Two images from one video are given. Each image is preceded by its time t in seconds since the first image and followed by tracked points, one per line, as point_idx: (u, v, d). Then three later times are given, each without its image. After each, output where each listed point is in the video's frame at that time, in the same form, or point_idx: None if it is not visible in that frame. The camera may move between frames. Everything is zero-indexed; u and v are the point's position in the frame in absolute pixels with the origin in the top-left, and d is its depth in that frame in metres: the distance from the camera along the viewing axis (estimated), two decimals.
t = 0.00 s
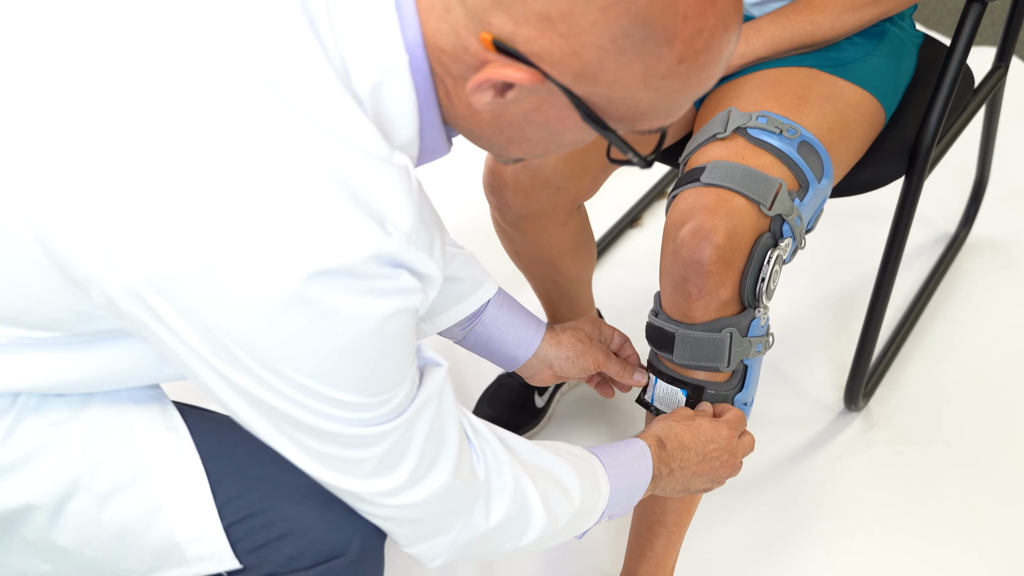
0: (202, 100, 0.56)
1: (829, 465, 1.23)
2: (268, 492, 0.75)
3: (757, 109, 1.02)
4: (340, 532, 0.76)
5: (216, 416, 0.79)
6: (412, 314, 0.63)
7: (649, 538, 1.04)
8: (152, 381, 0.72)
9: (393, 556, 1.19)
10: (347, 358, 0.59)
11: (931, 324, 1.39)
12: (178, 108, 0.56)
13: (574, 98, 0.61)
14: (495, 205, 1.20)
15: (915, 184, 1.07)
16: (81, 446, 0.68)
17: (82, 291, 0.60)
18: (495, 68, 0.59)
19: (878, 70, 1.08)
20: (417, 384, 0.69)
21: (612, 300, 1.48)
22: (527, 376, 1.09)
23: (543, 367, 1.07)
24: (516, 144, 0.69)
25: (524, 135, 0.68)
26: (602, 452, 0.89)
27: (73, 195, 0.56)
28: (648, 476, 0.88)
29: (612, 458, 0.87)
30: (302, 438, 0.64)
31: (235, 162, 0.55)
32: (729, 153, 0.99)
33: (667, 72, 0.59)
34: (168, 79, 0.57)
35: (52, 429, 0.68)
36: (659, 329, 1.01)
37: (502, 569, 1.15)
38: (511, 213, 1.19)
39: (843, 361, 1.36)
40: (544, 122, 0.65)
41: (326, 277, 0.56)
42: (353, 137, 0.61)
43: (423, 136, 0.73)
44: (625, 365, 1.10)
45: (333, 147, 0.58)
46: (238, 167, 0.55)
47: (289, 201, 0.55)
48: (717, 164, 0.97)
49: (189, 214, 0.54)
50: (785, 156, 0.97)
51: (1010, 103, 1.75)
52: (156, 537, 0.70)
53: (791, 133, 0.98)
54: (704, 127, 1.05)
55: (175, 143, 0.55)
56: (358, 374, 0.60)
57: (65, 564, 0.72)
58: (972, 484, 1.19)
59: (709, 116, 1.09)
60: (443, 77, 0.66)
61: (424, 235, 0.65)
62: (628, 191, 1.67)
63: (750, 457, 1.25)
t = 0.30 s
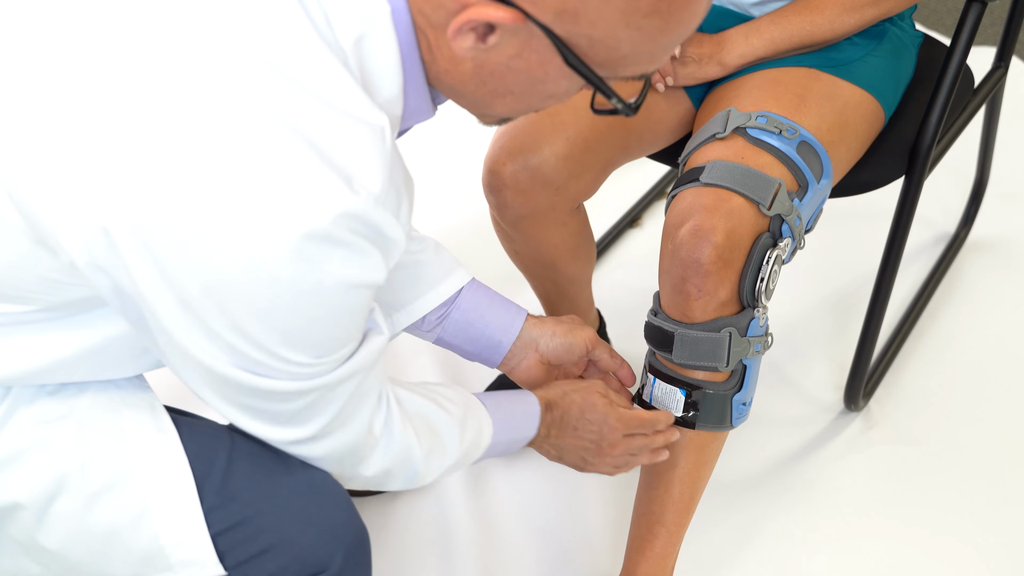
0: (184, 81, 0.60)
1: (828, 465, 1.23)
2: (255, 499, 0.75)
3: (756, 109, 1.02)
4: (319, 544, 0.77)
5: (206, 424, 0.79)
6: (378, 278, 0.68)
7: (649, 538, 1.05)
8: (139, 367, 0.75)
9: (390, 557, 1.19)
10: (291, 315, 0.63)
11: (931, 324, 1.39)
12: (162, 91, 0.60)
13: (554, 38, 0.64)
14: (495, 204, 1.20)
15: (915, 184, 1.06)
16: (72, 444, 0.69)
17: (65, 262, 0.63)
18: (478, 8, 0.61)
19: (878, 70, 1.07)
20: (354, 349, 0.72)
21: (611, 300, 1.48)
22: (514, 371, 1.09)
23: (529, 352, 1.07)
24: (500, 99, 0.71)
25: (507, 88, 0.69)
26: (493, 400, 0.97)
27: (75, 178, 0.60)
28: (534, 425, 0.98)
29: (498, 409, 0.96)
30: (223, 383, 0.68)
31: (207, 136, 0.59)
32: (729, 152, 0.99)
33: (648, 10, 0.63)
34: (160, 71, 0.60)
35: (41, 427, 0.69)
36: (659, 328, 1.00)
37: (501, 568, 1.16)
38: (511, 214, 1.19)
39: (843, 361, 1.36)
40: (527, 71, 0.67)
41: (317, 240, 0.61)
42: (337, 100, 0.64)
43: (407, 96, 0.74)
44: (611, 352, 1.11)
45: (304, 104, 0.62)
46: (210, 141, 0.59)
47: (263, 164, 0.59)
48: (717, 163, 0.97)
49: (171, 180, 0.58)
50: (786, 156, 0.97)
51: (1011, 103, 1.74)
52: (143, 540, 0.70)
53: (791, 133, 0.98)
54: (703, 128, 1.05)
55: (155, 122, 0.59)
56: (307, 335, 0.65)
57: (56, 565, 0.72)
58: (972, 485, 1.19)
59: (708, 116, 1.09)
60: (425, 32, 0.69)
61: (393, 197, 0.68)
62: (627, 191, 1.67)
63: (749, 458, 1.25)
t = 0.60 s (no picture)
0: (182, 62, 0.60)
1: (828, 466, 1.23)
2: (262, 487, 0.75)
3: (756, 109, 1.02)
4: (326, 533, 0.76)
5: (213, 415, 0.79)
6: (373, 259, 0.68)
7: (649, 538, 1.04)
8: (140, 354, 0.74)
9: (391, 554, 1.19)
10: (288, 295, 0.63)
11: (931, 324, 1.39)
12: (162, 70, 0.60)
13: (539, 5, 0.63)
14: (495, 204, 1.20)
15: (915, 184, 1.06)
16: (77, 435, 0.69)
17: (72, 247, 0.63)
18: None
19: (878, 70, 1.07)
20: (350, 331, 0.72)
21: (611, 300, 1.48)
22: (517, 340, 1.09)
23: (533, 319, 1.08)
24: (487, 70, 0.70)
25: (493, 58, 0.68)
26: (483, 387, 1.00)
27: (80, 162, 0.60)
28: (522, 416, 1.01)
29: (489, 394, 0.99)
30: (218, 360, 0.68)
31: (205, 116, 0.59)
32: (729, 153, 0.99)
33: None
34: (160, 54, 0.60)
35: (47, 418, 0.69)
36: (659, 328, 1.00)
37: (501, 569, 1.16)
38: (511, 212, 1.19)
39: (843, 361, 1.36)
40: (512, 40, 0.66)
41: (314, 218, 0.61)
42: (326, 75, 0.64)
43: (399, 72, 0.74)
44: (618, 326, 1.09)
45: (300, 83, 0.62)
46: (208, 121, 0.59)
47: (259, 143, 0.59)
48: (717, 164, 0.97)
49: (170, 159, 0.58)
50: (785, 156, 0.97)
51: (1010, 103, 1.74)
52: (149, 529, 0.69)
53: (791, 133, 0.98)
54: (703, 127, 1.05)
55: (156, 101, 0.59)
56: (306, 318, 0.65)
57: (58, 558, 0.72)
58: (972, 485, 1.19)
59: (709, 116, 1.09)
60: (414, 7, 0.69)
61: (385, 174, 0.67)
62: (628, 191, 1.67)
63: (749, 458, 1.25)
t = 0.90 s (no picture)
0: (201, 66, 0.60)
1: (830, 465, 1.23)
2: (273, 485, 0.74)
3: (760, 109, 1.02)
4: (337, 530, 0.75)
5: (221, 413, 0.79)
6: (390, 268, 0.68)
7: (651, 538, 1.04)
8: (151, 359, 0.74)
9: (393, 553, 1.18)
10: (311, 302, 0.63)
11: (931, 324, 1.39)
12: (179, 74, 0.60)
13: (560, 11, 0.63)
14: (496, 206, 1.20)
15: (915, 184, 1.06)
16: (87, 437, 0.68)
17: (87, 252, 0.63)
18: None
19: (878, 70, 1.08)
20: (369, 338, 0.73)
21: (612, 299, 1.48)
22: (538, 338, 1.08)
23: (552, 313, 1.08)
24: (504, 77, 0.70)
25: (511, 65, 0.68)
26: (504, 392, 0.99)
27: (94, 169, 0.59)
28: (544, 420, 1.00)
29: (511, 398, 0.98)
30: (241, 370, 0.68)
31: (224, 121, 0.58)
32: (734, 153, 0.99)
33: None
34: (175, 57, 0.60)
35: (56, 421, 0.69)
36: (665, 330, 0.99)
37: (502, 569, 1.15)
38: (514, 214, 1.19)
39: (842, 361, 1.36)
40: (530, 46, 0.66)
41: (336, 226, 0.61)
42: (346, 82, 0.64)
43: (413, 82, 0.74)
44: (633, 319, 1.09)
45: (320, 91, 0.62)
46: (227, 125, 0.58)
47: (280, 150, 0.59)
48: (722, 164, 0.97)
49: (187, 165, 0.58)
50: (789, 156, 0.97)
51: (1010, 103, 1.75)
52: (160, 529, 0.68)
53: (795, 133, 0.98)
54: (707, 128, 1.05)
55: (174, 105, 0.59)
56: (328, 324, 0.65)
57: (66, 560, 0.71)
58: (971, 484, 1.19)
59: (710, 116, 1.09)
60: (432, 13, 0.68)
61: (405, 181, 0.68)
62: (628, 191, 1.68)
63: (750, 458, 1.25)
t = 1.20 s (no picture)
0: (202, 71, 0.59)
1: (831, 465, 1.23)
2: (274, 485, 0.74)
3: (761, 109, 1.02)
4: (338, 531, 0.75)
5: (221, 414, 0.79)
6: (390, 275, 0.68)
7: (652, 538, 1.03)
8: (153, 362, 0.74)
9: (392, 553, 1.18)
10: (313, 305, 0.62)
11: (931, 324, 1.39)
12: (185, 78, 0.59)
13: (563, 16, 0.63)
14: (498, 206, 1.20)
15: (915, 185, 1.06)
16: (87, 439, 0.68)
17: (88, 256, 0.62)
18: None
19: (879, 69, 1.07)
20: (372, 343, 0.72)
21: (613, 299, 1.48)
22: (554, 324, 1.08)
23: (568, 298, 1.07)
24: (505, 79, 0.70)
25: (513, 68, 0.68)
26: (513, 394, 0.99)
27: (95, 173, 0.59)
28: (557, 422, 1.00)
29: (520, 400, 0.98)
30: (244, 374, 0.67)
31: (226, 125, 0.58)
32: (735, 154, 0.99)
33: None
34: (177, 61, 0.60)
35: (56, 423, 0.68)
36: (667, 331, 1.00)
37: (503, 568, 1.15)
38: (515, 214, 1.19)
39: (842, 361, 1.36)
40: (532, 50, 0.66)
41: (335, 229, 0.61)
42: (348, 87, 0.64)
43: (415, 85, 0.73)
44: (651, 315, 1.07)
45: (322, 96, 0.61)
46: (229, 129, 0.58)
47: (281, 155, 0.59)
48: (724, 164, 0.97)
49: (189, 169, 0.58)
50: (791, 156, 0.97)
51: (1010, 102, 1.75)
52: (161, 531, 0.68)
53: (796, 134, 0.98)
54: (708, 127, 1.05)
55: (176, 110, 0.59)
56: (330, 330, 0.65)
57: (66, 562, 0.71)
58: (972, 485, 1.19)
59: (710, 117, 1.09)
60: (433, 16, 0.68)
61: (406, 186, 0.68)
62: (628, 190, 1.67)
63: (750, 457, 1.25)
